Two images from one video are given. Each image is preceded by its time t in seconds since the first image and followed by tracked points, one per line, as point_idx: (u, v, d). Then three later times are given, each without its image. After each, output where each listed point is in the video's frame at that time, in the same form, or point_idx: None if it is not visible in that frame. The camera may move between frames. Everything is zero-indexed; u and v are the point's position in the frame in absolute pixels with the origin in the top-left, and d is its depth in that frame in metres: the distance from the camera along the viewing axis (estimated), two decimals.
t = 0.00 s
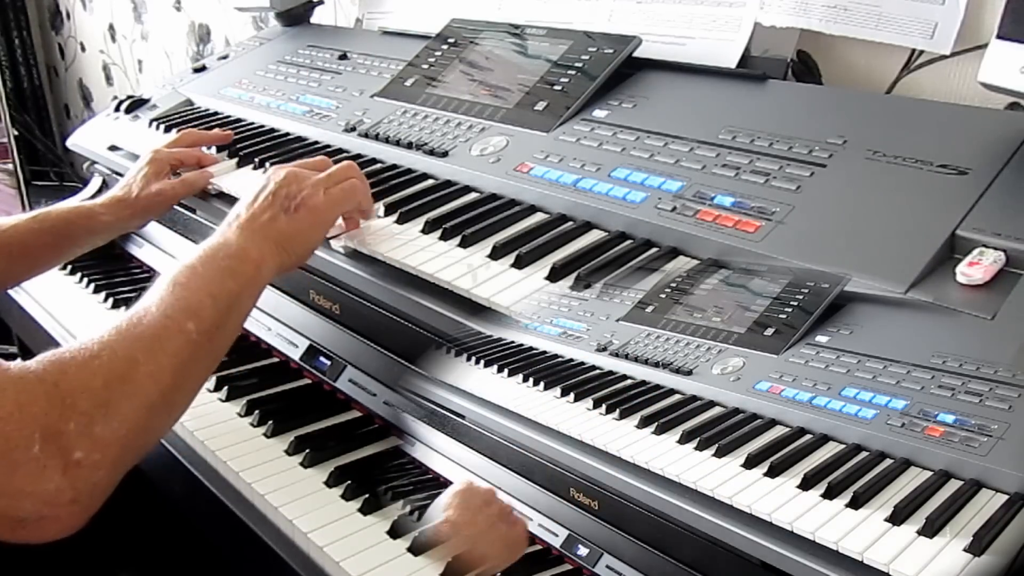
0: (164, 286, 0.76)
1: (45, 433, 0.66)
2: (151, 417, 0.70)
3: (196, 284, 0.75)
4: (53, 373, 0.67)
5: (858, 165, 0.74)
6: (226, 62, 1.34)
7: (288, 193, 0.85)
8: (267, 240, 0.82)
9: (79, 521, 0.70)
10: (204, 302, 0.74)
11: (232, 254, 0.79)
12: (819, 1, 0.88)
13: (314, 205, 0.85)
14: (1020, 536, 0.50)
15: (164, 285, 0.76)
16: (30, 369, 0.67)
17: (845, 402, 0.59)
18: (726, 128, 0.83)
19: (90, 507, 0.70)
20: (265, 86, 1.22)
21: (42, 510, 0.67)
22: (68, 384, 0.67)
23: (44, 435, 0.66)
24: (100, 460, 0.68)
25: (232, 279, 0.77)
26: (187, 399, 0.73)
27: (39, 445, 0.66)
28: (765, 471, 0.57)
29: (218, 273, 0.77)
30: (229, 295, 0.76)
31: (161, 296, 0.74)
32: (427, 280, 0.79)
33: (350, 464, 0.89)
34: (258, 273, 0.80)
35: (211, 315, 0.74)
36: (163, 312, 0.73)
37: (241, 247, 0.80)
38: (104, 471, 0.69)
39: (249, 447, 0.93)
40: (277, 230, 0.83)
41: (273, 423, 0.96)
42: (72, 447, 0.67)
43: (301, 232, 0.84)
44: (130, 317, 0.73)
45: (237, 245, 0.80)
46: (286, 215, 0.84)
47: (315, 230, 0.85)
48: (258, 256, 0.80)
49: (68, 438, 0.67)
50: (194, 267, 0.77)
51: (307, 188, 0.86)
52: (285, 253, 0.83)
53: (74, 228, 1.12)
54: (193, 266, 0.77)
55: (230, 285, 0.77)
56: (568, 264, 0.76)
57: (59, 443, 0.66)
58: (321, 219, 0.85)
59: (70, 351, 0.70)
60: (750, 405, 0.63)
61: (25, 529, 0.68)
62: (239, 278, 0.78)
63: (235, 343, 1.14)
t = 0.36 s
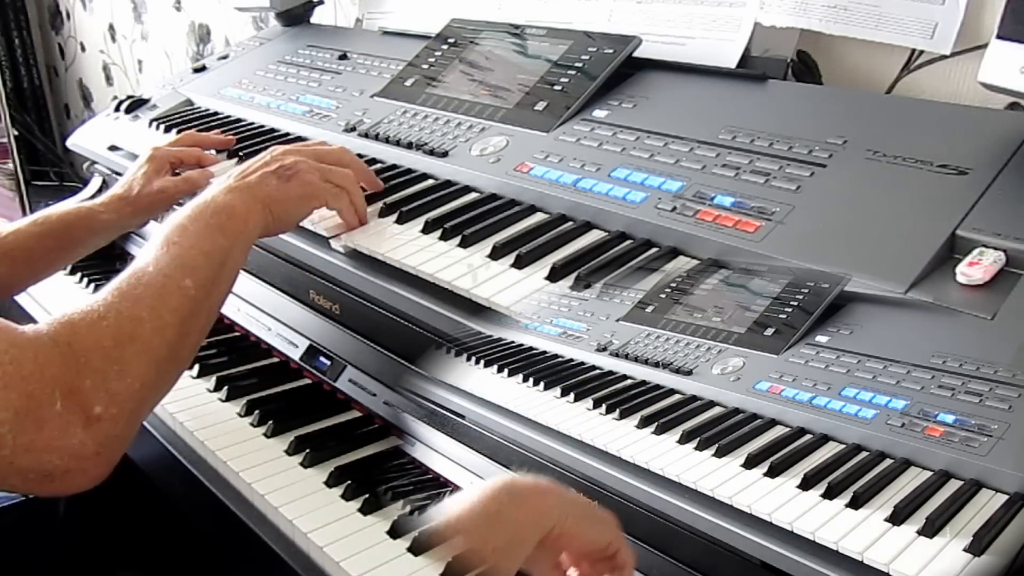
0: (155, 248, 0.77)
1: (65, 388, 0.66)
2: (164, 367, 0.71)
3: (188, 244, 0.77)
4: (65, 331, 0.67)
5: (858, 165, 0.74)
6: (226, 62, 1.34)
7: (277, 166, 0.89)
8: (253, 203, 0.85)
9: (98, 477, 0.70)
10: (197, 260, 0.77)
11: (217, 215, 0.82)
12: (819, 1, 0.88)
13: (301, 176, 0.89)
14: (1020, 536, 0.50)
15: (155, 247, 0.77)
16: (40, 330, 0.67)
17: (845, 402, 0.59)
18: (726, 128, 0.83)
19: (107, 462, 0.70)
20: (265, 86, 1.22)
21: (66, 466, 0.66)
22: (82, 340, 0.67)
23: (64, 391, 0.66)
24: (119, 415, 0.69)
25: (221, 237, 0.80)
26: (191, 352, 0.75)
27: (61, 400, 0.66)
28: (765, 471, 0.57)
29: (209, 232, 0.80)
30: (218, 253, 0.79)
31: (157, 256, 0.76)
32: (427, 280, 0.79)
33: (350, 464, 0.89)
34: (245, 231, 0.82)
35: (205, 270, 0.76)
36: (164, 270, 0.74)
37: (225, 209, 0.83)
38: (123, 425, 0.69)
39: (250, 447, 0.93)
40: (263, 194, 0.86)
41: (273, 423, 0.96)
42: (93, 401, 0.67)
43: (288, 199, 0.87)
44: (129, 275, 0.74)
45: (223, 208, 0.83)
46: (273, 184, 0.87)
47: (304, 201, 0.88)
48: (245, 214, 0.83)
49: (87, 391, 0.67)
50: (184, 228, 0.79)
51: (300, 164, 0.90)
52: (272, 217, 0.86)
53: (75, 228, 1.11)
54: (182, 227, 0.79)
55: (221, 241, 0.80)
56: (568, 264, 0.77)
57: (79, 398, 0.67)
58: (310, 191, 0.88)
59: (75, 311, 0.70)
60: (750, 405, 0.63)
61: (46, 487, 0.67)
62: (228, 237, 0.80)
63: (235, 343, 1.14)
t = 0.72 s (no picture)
0: (153, 253, 0.77)
1: (60, 386, 0.66)
2: (159, 370, 0.71)
3: (185, 249, 0.77)
4: (61, 331, 0.68)
5: (858, 164, 0.74)
6: (226, 62, 1.34)
7: (272, 174, 0.88)
8: (249, 210, 0.84)
9: (93, 475, 0.70)
10: (194, 264, 0.76)
11: (213, 221, 0.81)
12: (819, 1, 0.88)
13: (295, 183, 0.88)
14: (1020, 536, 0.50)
15: (153, 252, 0.77)
16: (37, 333, 0.67)
17: (845, 402, 0.59)
18: (726, 128, 0.83)
19: (103, 460, 0.70)
20: (265, 86, 1.22)
21: (62, 463, 0.67)
22: (79, 341, 0.67)
23: (60, 389, 0.66)
24: (114, 415, 0.68)
25: (218, 241, 0.79)
26: (187, 354, 0.74)
27: (57, 399, 0.66)
28: (765, 471, 0.57)
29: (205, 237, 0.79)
30: (215, 258, 0.78)
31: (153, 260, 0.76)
32: (427, 280, 0.79)
33: (350, 464, 0.89)
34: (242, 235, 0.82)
35: (200, 275, 0.76)
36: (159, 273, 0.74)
37: (223, 213, 0.82)
38: (119, 425, 0.69)
39: (250, 447, 0.93)
40: (259, 202, 0.85)
41: (273, 423, 0.96)
42: (89, 400, 0.67)
43: (282, 207, 0.86)
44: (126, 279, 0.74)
45: (221, 213, 0.82)
46: (267, 189, 0.86)
47: (300, 210, 0.87)
48: (241, 220, 0.82)
49: (82, 392, 0.67)
50: (181, 232, 0.79)
51: (290, 173, 0.89)
52: (271, 221, 0.85)
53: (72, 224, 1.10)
54: (179, 232, 0.79)
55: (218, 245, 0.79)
56: (568, 264, 0.77)
57: (75, 397, 0.66)
58: (303, 202, 0.87)
59: (72, 314, 0.70)
60: (750, 405, 0.63)
61: (41, 483, 0.67)
62: (223, 243, 0.80)
63: (236, 343, 1.14)
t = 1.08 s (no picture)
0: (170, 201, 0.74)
1: (79, 335, 0.64)
2: (178, 320, 0.69)
3: (202, 199, 0.75)
4: (76, 280, 0.65)
5: (858, 164, 0.74)
6: (226, 62, 1.34)
7: (295, 143, 0.88)
8: (266, 169, 0.82)
9: (111, 426, 0.68)
10: (212, 215, 0.74)
11: (229, 173, 0.79)
12: (819, 1, 0.88)
13: (314, 159, 0.88)
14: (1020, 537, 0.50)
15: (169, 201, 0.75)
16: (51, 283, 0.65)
17: (845, 402, 0.59)
18: (726, 127, 0.83)
19: (124, 408, 0.68)
20: (265, 86, 1.22)
21: (79, 412, 0.65)
22: (95, 290, 0.65)
23: (77, 338, 0.64)
24: (132, 364, 0.66)
25: (234, 195, 0.77)
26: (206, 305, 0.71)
27: (73, 348, 0.63)
28: (765, 471, 0.57)
29: (220, 190, 0.76)
30: (232, 209, 0.76)
31: (170, 209, 0.73)
32: (427, 280, 0.79)
33: (350, 464, 0.89)
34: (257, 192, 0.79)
35: (218, 225, 0.74)
36: (177, 223, 0.71)
37: (236, 168, 0.80)
38: (137, 373, 0.67)
39: (250, 447, 0.93)
40: (276, 164, 0.84)
41: (273, 423, 0.96)
42: (106, 347, 0.65)
43: (303, 175, 0.86)
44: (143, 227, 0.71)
45: (233, 165, 0.80)
46: (285, 157, 0.85)
47: (318, 181, 0.88)
48: (256, 176, 0.80)
49: (102, 340, 0.65)
50: (196, 182, 0.76)
51: (315, 147, 0.89)
52: (286, 184, 0.85)
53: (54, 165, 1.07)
54: (194, 182, 0.76)
55: (232, 200, 0.77)
56: (568, 264, 0.77)
57: (92, 347, 0.64)
58: (326, 175, 0.88)
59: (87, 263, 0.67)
60: (750, 405, 0.63)
61: (59, 434, 0.65)
62: (240, 194, 0.78)
63: (236, 343, 1.14)
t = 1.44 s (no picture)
0: (163, 293, 0.77)
1: (67, 446, 0.68)
2: (158, 423, 0.73)
3: (194, 295, 0.76)
4: (71, 384, 0.70)
5: (858, 165, 0.74)
6: (226, 62, 1.34)
7: (281, 205, 0.83)
8: (256, 253, 0.81)
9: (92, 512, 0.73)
10: (204, 313, 0.76)
11: (223, 258, 0.80)
12: (819, 1, 0.88)
13: (303, 220, 0.83)
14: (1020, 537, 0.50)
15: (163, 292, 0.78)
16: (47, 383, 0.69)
17: (845, 402, 0.59)
18: (726, 128, 0.83)
19: (104, 498, 0.73)
20: (265, 86, 1.22)
21: (63, 510, 0.70)
22: (88, 401, 0.69)
23: (69, 448, 0.68)
24: (115, 466, 0.71)
25: (229, 287, 0.78)
26: (183, 403, 0.75)
27: (66, 455, 0.68)
28: (765, 471, 0.57)
29: (216, 281, 0.78)
30: (222, 297, 0.78)
31: (164, 306, 0.76)
32: (427, 280, 0.79)
33: (350, 464, 0.89)
34: (253, 280, 0.80)
35: (208, 323, 0.76)
36: (167, 325, 0.74)
37: (236, 254, 0.80)
38: (116, 476, 0.72)
39: (250, 447, 0.93)
40: (268, 243, 0.81)
41: (273, 423, 0.96)
42: (93, 456, 0.69)
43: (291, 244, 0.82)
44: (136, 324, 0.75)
45: (232, 249, 0.80)
46: (276, 229, 0.82)
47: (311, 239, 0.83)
48: (254, 264, 0.80)
49: (88, 450, 0.69)
50: (194, 273, 0.78)
51: (298, 202, 0.83)
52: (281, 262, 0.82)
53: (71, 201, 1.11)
54: (192, 272, 0.78)
55: (227, 290, 0.78)
56: (568, 264, 0.76)
57: (81, 455, 0.69)
58: (312, 234, 0.83)
59: (84, 361, 0.72)
60: (750, 405, 0.63)
61: (42, 522, 0.71)
62: (232, 285, 0.79)
63: (236, 343, 1.14)
